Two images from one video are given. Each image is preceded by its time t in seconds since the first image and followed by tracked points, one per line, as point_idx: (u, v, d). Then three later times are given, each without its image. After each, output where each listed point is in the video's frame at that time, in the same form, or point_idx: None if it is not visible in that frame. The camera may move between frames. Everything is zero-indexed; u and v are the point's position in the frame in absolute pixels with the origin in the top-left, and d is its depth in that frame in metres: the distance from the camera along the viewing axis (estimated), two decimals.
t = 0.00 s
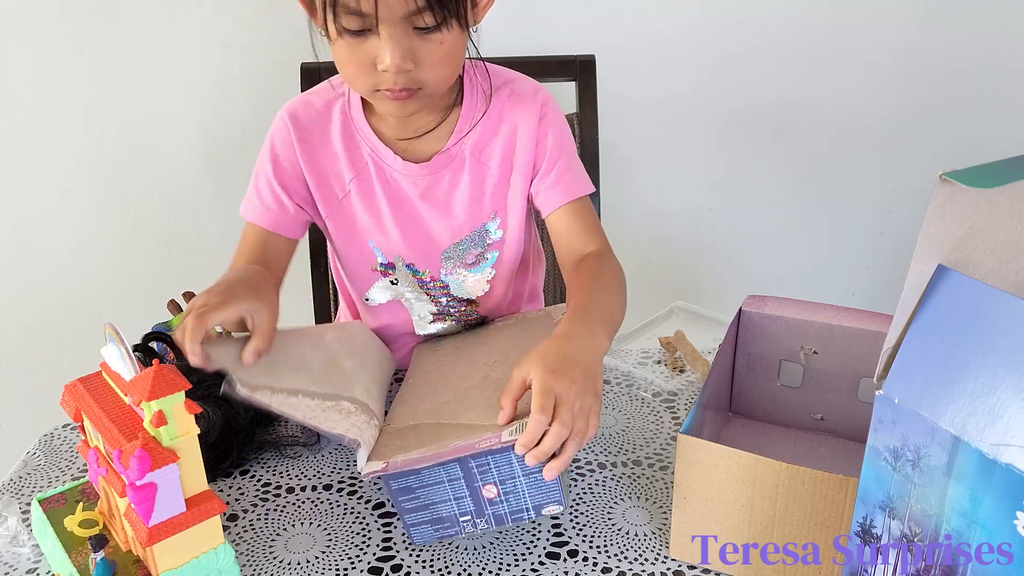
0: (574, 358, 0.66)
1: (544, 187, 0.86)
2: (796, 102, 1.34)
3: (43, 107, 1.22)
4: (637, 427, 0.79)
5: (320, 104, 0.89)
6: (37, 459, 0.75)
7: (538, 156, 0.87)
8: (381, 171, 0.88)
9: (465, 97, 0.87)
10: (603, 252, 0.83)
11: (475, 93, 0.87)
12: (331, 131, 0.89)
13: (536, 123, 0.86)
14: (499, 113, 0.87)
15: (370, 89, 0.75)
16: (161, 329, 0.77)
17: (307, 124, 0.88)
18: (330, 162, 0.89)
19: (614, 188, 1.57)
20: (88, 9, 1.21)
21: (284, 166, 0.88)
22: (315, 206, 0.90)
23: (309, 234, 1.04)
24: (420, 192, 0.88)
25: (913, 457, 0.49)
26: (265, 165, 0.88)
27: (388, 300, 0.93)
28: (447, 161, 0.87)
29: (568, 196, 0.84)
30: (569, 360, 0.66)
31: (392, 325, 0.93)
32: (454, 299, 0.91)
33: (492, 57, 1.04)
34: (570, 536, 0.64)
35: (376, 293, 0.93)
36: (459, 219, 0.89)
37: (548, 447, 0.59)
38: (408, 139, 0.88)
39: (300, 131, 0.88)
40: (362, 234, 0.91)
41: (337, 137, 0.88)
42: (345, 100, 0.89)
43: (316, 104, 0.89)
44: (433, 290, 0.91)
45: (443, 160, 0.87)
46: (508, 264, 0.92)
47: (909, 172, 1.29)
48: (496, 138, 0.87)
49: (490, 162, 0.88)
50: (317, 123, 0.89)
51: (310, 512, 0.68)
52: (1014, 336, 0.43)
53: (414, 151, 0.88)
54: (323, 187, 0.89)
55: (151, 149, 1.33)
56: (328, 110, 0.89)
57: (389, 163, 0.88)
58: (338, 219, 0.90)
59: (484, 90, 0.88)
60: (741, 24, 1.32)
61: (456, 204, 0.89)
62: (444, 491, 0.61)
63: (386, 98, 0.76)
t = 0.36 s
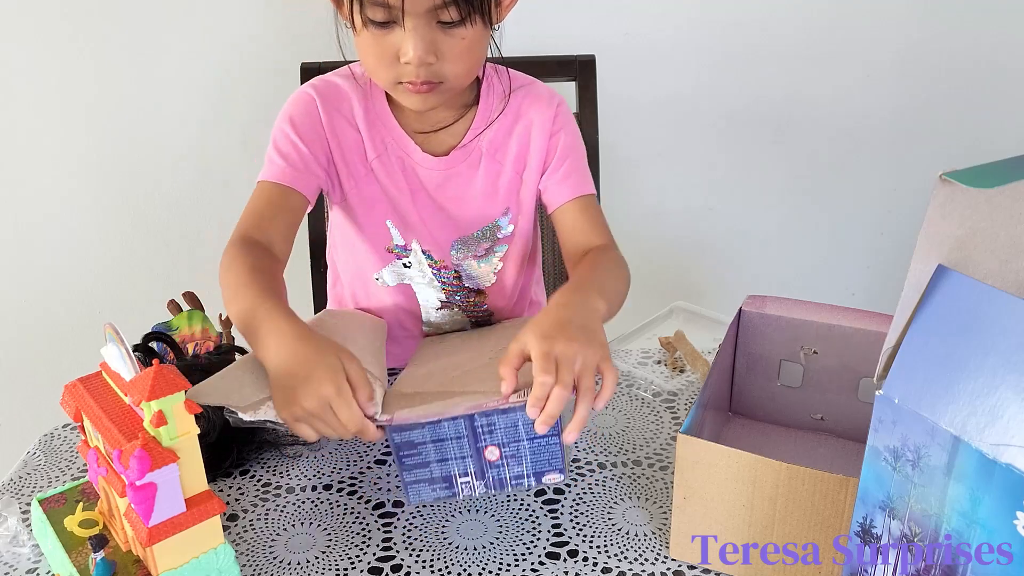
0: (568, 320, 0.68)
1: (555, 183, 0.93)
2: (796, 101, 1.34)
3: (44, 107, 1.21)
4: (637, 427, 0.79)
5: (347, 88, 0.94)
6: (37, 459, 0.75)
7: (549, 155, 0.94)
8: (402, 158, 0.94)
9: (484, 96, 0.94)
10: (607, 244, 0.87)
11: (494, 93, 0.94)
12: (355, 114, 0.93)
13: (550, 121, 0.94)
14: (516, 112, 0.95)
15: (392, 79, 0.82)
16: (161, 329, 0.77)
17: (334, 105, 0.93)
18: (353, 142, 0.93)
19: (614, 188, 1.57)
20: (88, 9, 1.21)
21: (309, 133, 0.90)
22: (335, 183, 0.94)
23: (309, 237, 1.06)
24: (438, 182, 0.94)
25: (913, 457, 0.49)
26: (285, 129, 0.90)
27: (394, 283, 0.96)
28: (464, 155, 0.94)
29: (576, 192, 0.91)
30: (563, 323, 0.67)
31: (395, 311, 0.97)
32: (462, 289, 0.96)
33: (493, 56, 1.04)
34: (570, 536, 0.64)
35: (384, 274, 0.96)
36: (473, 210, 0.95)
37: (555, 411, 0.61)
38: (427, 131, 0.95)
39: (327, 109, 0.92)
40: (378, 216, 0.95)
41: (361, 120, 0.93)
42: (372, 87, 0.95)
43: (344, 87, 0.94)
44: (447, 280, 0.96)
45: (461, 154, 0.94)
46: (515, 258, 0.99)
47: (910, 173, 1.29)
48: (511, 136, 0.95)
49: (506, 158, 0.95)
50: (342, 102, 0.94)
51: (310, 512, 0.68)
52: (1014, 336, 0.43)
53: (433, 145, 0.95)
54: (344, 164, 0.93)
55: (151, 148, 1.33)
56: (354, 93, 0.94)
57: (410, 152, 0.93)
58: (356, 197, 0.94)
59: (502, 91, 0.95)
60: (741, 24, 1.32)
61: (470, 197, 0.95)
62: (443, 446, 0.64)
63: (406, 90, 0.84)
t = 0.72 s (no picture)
0: (481, 243, 0.76)
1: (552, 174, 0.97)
2: (796, 101, 1.34)
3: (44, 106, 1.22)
4: (637, 427, 0.79)
5: (352, 88, 0.99)
6: (37, 459, 0.75)
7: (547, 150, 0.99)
8: (403, 155, 0.99)
9: (486, 94, 0.98)
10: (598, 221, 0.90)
11: (495, 92, 0.99)
12: (359, 112, 0.99)
13: (547, 116, 0.99)
14: (515, 109, 0.99)
15: (399, 70, 0.83)
16: (161, 329, 0.77)
17: (339, 104, 0.99)
18: (357, 140, 0.99)
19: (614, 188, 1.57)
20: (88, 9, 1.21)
21: (312, 132, 0.96)
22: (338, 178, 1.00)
23: (308, 235, 1.06)
24: (440, 177, 0.99)
25: (914, 457, 0.49)
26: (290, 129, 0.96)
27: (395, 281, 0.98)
28: (465, 152, 0.99)
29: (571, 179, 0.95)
30: (476, 244, 0.76)
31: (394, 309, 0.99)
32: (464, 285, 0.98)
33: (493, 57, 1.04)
34: (570, 536, 0.64)
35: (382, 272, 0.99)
36: (472, 204, 1.01)
37: (429, 323, 0.70)
38: (430, 127, 0.99)
39: (331, 108, 0.98)
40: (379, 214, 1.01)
41: (365, 118, 0.98)
42: (376, 86, 0.99)
43: (349, 86, 0.99)
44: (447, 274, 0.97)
45: (462, 150, 0.98)
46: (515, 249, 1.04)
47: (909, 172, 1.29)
48: (511, 132, 0.99)
49: (506, 153, 1.00)
50: (346, 103, 0.99)
51: (310, 511, 0.68)
52: (1014, 336, 0.43)
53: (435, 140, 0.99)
54: (346, 162, 0.99)
55: (151, 148, 1.33)
56: (358, 92, 0.99)
57: (412, 149, 0.98)
58: (359, 194, 1.00)
59: (504, 89, 0.99)
60: (740, 23, 1.32)
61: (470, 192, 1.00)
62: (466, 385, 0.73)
63: (415, 82, 0.85)
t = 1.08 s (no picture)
0: (490, 179, 0.80)
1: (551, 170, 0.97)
2: (796, 100, 1.34)
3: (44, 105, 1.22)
4: (637, 427, 0.79)
5: (350, 87, 1.00)
6: (37, 459, 0.75)
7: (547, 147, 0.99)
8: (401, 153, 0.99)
9: (485, 91, 0.98)
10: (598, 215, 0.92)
11: (493, 89, 0.99)
12: (357, 112, 0.99)
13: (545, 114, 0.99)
14: (514, 106, 0.99)
15: (395, 71, 0.83)
16: (161, 329, 0.77)
17: (337, 103, 0.99)
18: (354, 139, 1.00)
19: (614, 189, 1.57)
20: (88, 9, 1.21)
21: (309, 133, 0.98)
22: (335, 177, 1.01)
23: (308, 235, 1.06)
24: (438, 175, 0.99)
25: (914, 457, 0.49)
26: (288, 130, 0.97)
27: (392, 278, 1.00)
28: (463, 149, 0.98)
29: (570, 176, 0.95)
30: (481, 179, 0.79)
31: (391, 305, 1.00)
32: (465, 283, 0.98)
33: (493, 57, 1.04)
34: (570, 536, 0.64)
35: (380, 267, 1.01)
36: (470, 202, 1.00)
37: (440, 247, 0.70)
38: (429, 124, 0.99)
39: (329, 108, 0.99)
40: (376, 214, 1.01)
41: (362, 117, 0.99)
42: (374, 85, 1.00)
43: (348, 85, 1.00)
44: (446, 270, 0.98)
45: (461, 147, 0.98)
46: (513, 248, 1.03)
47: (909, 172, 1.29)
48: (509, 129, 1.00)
49: (505, 150, 1.00)
50: (345, 102, 1.00)
51: (310, 511, 0.68)
52: (1014, 336, 0.43)
53: (434, 138, 0.99)
54: (344, 161, 1.00)
55: (151, 149, 1.33)
56: (356, 91, 1.00)
57: (409, 147, 0.98)
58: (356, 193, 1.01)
59: (502, 87, 0.99)
60: (740, 23, 1.32)
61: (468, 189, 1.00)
62: (473, 317, 0.72)
63: (410, 82, 0.85)
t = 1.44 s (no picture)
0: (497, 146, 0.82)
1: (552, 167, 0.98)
2: (796, 100, 1.34)
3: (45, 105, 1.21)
4: (637, 427, 0.79)
5: (350, 86, 1.00)
6: (37, 459, 0.75)
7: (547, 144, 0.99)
8: (403, 151, 0.99)
9: (485, 90, 0.98)
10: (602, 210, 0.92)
11: (492, 88, 0.99)
12: (359, 112, 0.99)
13: (545, 112, 0.99)
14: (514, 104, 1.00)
15: (393, 73, 0.83)
16: (160, 329, 0.76)
17: (338, 103, 0.99)
18: (356, 139, 1.00)
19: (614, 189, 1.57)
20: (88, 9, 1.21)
21: (311, 134, 0.97)
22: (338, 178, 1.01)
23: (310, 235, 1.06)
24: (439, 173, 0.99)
25: (913, 457, 0.49)
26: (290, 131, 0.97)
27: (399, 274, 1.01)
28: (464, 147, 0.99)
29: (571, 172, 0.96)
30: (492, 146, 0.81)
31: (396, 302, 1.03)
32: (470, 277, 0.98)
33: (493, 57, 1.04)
34: (570, 536, 0.64)
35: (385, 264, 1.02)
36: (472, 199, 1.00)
37: (449, 206, 0.72)
38: (429, 123, 0.99)
39: (331, 108, 0.99)
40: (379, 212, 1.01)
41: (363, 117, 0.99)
42: (374, 85, 0.99)
43: (348, 84, 1.00)
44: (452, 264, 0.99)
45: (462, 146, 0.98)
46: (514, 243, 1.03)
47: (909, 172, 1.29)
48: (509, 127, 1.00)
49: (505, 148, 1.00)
50: (346, 102, 1.00)
51: (310, 511, 0.68)
52: (1015, 336, 0.43)
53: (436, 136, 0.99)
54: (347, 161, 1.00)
55: (151, 148, 1.33)
56: (356, 90, 0.99)
57: (410, 147, 0.98)
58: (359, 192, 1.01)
59: (502, 85, 0.99)
60: (739, 23, 1.32)
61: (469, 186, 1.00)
62: (474, 278, 0.75)
63: (409, 84, 0.85)
